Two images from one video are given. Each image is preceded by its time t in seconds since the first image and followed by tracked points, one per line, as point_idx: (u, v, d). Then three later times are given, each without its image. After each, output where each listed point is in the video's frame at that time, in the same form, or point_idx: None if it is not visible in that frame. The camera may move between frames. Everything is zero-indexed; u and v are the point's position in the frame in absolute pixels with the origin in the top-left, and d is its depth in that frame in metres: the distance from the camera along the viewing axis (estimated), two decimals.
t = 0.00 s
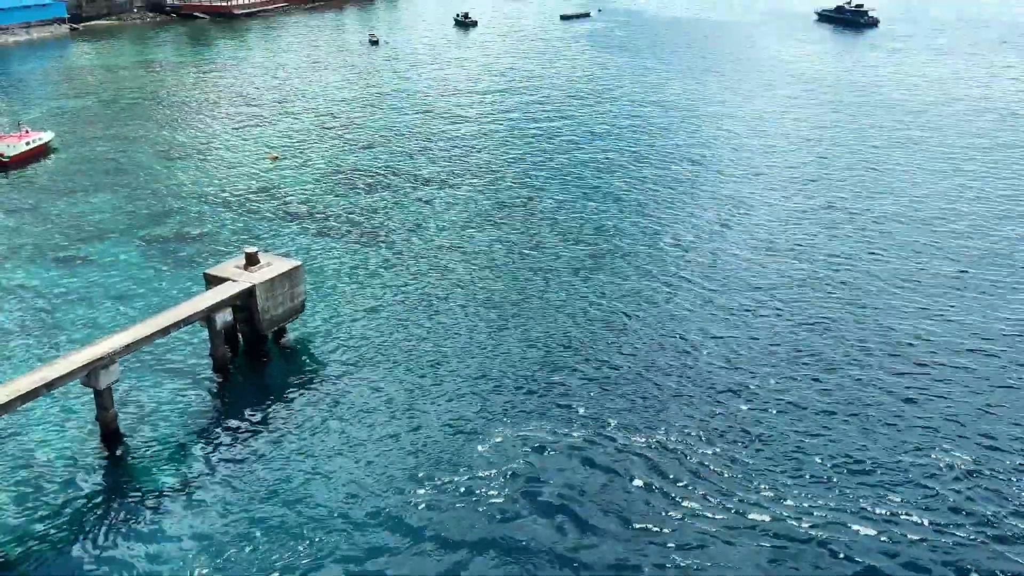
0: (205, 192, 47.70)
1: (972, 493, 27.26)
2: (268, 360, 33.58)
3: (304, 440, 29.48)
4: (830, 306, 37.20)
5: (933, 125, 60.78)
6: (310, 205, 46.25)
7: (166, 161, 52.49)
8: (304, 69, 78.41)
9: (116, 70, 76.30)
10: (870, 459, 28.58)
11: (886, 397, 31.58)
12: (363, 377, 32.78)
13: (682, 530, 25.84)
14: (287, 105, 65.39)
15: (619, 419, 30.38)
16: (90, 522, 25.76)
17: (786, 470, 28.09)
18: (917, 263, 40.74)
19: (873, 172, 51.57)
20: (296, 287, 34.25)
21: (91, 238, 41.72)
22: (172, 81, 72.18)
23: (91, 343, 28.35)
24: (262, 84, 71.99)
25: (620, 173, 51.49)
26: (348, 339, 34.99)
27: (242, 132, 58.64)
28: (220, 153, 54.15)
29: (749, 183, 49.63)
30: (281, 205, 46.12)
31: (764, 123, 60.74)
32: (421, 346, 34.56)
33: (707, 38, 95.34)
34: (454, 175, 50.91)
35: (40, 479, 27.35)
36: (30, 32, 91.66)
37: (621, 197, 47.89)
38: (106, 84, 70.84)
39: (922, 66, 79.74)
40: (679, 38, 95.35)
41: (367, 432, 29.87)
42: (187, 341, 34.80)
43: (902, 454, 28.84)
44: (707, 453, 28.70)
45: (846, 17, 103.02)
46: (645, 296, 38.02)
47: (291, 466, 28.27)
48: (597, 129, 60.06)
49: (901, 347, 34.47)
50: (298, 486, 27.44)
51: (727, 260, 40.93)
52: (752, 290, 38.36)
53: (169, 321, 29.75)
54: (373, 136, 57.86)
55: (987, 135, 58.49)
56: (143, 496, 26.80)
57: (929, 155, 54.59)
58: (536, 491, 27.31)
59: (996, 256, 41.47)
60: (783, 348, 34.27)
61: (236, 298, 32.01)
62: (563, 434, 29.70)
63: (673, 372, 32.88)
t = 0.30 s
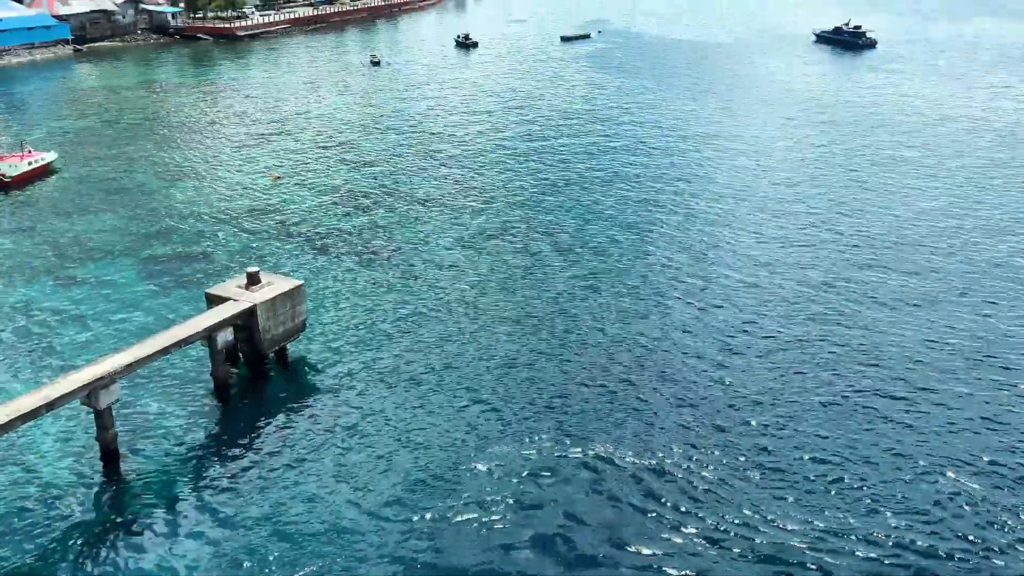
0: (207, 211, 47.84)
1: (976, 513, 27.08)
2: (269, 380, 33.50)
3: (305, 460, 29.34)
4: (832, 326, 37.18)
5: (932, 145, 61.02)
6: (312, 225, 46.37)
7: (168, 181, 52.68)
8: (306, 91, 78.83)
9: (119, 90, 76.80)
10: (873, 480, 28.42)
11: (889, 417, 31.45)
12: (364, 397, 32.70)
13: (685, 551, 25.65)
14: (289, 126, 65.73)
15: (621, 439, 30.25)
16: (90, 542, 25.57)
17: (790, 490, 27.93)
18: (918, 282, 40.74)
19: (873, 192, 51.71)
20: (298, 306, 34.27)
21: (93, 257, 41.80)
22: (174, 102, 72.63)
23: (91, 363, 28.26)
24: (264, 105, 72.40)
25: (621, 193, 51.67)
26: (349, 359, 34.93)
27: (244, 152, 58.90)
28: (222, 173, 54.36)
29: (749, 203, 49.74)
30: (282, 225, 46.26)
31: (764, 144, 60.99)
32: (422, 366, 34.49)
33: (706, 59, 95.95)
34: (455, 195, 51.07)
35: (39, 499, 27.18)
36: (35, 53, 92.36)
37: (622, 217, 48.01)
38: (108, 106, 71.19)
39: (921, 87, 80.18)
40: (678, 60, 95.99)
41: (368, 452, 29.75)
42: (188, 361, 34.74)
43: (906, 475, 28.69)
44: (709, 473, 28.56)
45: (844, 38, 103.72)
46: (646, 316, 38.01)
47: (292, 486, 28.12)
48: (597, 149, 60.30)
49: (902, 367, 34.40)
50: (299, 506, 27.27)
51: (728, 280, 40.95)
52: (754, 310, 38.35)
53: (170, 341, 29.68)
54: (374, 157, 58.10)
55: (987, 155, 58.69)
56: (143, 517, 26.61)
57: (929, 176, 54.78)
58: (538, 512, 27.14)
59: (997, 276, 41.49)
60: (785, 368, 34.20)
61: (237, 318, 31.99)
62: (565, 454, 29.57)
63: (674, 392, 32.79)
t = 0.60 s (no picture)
0: (209, 225, 47.82)
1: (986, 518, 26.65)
2: (270, 393, 33.17)
3: (306, 468, 28.99)
4: (837, 337, 36.92)
5: (933, 158, 61.11)
6: (314, 239, 46.37)
7: (169, 195, 52.69)
8: (308, 105, 79.16)
9: (122, 105, 77.10)
10: (881, 486, 28.01)
11: (895, 425, 31.13)
12: (367, 407, 32.34)
13: (692, 559, 25.14)
14: (291, 140, 65.83)
15: (626, 447, 29.86)
16: (87, 553, 25.18)
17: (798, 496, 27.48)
18: (921, 295, 40.62)
19: (874, 205, 51.70)
20: (298, 319, 34.12)
21: (94, 271, 41.77)
22: (176, 117, 72.82)
23: (90, 378, 28.03)
24: (266, 119, 72.57)
25: (622, 206, 51.66)
26: (350, 370, 34.67)
27: (246, 166, 58.97)
28: (224, 187, 54.40)
29: (751, 216, 49.76)
30: (285, 239, 46.29)
31: (764, 158, 61.07)
32: (424, 376, 34.20)
33: (706, 73, 96.28)
34: (457, 209, 51.08)
35: (36, 512, 26.85)
36: (37, 68, 92.77)
37: (623, 231, 47.95)
38: (111, 120, 71.45)
39: (920, 100, 80.46)
40: (678, 74, 96.36)
41: (370, 462, 29.36)
42: (188, 373, 34.47)
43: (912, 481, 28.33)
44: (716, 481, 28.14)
45: (844, 53, 104.14)
46: (649, 327, 37.74)
47: (292, 497, 27.71)
48: (598, 163, 60.44)
49: (908, 377, 34.13)
50: (300, 516, 26.85)
51: (731, 292, 40.77)
52: (757, 321, 38.13)
53: (171, 354, 29.48)
54: (376, 171, 58.22)
55: (988, 169, 58.71)
56: (141, 528, 26.22)
57: (930, 189, 54.82)
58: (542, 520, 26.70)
59: (1000, 289, 41.36)
60: (790, 378, 33.90)
61: (238, 331, 31.80)
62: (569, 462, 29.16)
63: (680, 401, 32.40)
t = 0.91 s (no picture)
0: (211, 244, 47.88)
1: (996, 529, 26.24)
2: (271, 412, 32.81)
3: (307, 491, 28.70)
4: (841, 349, 36.61)
5: (933, 176, 61.21)
6: (315, 257, 46.39)
7: (172, 214, 52.81)
8: (311, 123, 79.55)
9: (125, 124, 77.52)
10: (890, 501, 27.61)
11: (902, 438, 30.71)
12: (368, 427, 32.06)
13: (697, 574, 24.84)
14: (292, 159, 66.04)
15: (631, 465, 29.55)
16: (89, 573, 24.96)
17: (806, 512, 27.08)
18: (924, 307, 40.34)
19: (875, 223, 51.70)
20: (300, 338, 33.86)
21: (96, 290, 41.76)
22: (179, 136, 73.16)
23: (92, 397, 27.74)
24: (268, 138, 72.86)
25: (623, 225, 51.68)
26: (351, 389, 34.45)
27: (248, 185, 59.14)
28: (226, 206, 54.54)
29: (752, 234, 49.80)
30: (287, 257, 46.40)
31: (765, 177, 61.16)
32: (427, 396, 33.93)
33: (706, 92, 96.71)
34: (458, 228, 51.13)
35: (35, 531, 26.59)
36: (41, 86, 93.29)
37: (624, 249, 47.94)
38: (114, 138, 71.83)
39: (920, 120, 80.74)
40: (678, 93, 96.78)
41: (372, 482, 29.08)
42: (189, 392, 34.28)
43: (920, 494, 27.90)
44: (723, 498, 27.79)
45: (843, 71, 104.48)
46: (651, 342, 37.57)
47: (294, 514, 27.50)
48: (599, 182, 60.61)
49: (914, 388, 33.76)
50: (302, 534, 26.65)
51: (733, 306, 40.57)
52: (760, 335, 37.90)
53: (173, 373, 29.19)
54: (378, 190, 58.44)
55: (989, 188, 58.66)
56: (141, 547, 25.98)
57: (930, 207, 54.84)
58: (546, 539, 26.38)
59: (1002, 302, 41.20)
60: (796, 392, 33.56)
61: (240, 349, 31.54)
62: (574, 481, 28.84)
63: (685, 417, 32.05)
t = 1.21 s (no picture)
0: (213, 264, 47.86)
1: (1008, 538, 25.77)
2: (272, 430, 32.23)
3: (308, 504, 28.08)
4: (848, 362, 36.17)
5: (933, 195, 61.60)
6: (317, 276, 46.31)
7: (175, 233, 52.88)
8: (313, 142, 79.99)
9: (129, 143, 77.94)
10: (904, 512, 26.96)
11: (916, 449, 30.07)
12: (371, 440, 31.46)
13: None
14: (295, 179, 66.16)
15: (640, 475, 28.85)
16: None
17: (818, 522, 26.50)
18: (930, 322, 40.02)
19: (878, 241, 51.60)
20: (302, 356, 33.22)
21: (98, 310, 41.68)
22: (182, 155, 73.40)
23: (92, 416, 27.44)
24: (271, 158, 73.05)
25: (626, 242, 51.60)
26: (354, 402, 33.93)
27: (251, 204, 59.18)
28: (228, 225, 54.57)
29: (754, 250, 49.85)
30: (290, 276, 46.44)
31: (767, 196, 61.30)
32: (431, 409, 33.31)
33: (708, 113, 97.09)
34: (460, 247, 51.09)
35: (32, 548, 26.17)
36: (46, 106, 93.74)
37: (628, 265, 47.74)
38: (118, 158, 72.19)
39: (921, 140, 81.02)
40: (679, 113, 97.14)
41: (372, 492, 28.62)
42: (189, 407, 33.87)
43: (936, 506, 27.26)
44: (734, 508, 27.07)
45: (843, 92, 105.41)
46: (655, 354, 37.25)
47: (295, 526, 27.06)
48: (600, 201, 60.87)
49: (923, 400, 33.24)
50: (303, 546, 26.21)
51: (738, 320, 40.19)
52: (767, 347, 37.42)
53: (172, 393, 28.82)
54: (381, 208, 58.63)
55: (990, 207, 58.86)
56: (139, 561, 25.48)
57: (930, 224, 55.04)
58: (553, 549, 25.71)
59: (1006, 314, 41.09)
60: (806, 403, 32.97)
61: (241, 368, 31.00)
62: (582, 492, 28.15)
63: (693, 429, 31.41)
